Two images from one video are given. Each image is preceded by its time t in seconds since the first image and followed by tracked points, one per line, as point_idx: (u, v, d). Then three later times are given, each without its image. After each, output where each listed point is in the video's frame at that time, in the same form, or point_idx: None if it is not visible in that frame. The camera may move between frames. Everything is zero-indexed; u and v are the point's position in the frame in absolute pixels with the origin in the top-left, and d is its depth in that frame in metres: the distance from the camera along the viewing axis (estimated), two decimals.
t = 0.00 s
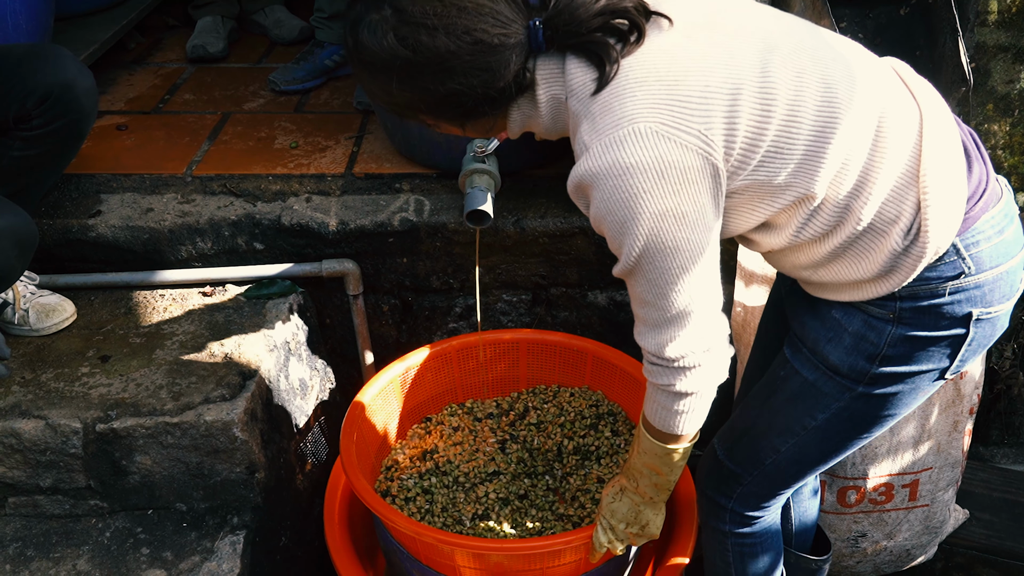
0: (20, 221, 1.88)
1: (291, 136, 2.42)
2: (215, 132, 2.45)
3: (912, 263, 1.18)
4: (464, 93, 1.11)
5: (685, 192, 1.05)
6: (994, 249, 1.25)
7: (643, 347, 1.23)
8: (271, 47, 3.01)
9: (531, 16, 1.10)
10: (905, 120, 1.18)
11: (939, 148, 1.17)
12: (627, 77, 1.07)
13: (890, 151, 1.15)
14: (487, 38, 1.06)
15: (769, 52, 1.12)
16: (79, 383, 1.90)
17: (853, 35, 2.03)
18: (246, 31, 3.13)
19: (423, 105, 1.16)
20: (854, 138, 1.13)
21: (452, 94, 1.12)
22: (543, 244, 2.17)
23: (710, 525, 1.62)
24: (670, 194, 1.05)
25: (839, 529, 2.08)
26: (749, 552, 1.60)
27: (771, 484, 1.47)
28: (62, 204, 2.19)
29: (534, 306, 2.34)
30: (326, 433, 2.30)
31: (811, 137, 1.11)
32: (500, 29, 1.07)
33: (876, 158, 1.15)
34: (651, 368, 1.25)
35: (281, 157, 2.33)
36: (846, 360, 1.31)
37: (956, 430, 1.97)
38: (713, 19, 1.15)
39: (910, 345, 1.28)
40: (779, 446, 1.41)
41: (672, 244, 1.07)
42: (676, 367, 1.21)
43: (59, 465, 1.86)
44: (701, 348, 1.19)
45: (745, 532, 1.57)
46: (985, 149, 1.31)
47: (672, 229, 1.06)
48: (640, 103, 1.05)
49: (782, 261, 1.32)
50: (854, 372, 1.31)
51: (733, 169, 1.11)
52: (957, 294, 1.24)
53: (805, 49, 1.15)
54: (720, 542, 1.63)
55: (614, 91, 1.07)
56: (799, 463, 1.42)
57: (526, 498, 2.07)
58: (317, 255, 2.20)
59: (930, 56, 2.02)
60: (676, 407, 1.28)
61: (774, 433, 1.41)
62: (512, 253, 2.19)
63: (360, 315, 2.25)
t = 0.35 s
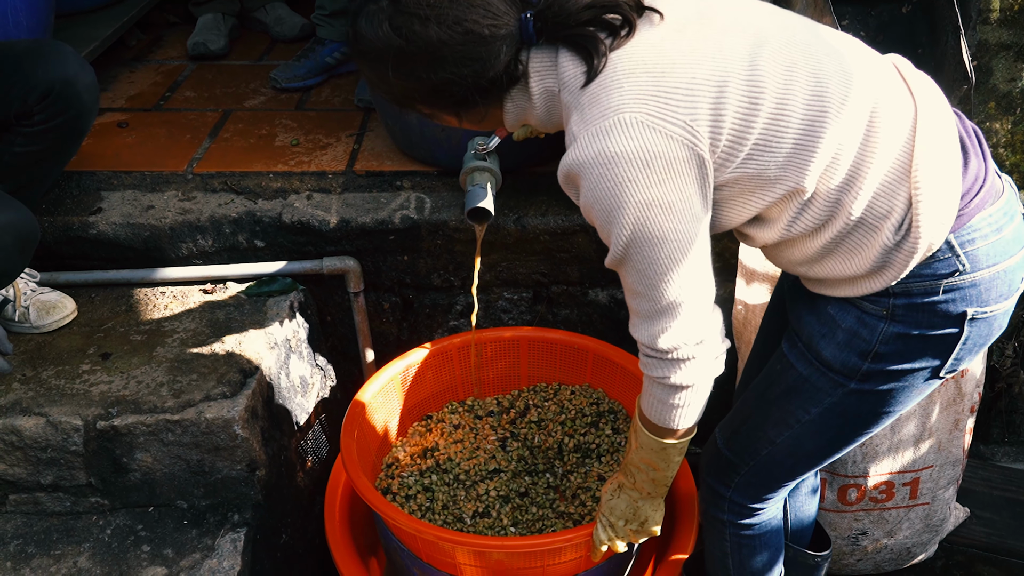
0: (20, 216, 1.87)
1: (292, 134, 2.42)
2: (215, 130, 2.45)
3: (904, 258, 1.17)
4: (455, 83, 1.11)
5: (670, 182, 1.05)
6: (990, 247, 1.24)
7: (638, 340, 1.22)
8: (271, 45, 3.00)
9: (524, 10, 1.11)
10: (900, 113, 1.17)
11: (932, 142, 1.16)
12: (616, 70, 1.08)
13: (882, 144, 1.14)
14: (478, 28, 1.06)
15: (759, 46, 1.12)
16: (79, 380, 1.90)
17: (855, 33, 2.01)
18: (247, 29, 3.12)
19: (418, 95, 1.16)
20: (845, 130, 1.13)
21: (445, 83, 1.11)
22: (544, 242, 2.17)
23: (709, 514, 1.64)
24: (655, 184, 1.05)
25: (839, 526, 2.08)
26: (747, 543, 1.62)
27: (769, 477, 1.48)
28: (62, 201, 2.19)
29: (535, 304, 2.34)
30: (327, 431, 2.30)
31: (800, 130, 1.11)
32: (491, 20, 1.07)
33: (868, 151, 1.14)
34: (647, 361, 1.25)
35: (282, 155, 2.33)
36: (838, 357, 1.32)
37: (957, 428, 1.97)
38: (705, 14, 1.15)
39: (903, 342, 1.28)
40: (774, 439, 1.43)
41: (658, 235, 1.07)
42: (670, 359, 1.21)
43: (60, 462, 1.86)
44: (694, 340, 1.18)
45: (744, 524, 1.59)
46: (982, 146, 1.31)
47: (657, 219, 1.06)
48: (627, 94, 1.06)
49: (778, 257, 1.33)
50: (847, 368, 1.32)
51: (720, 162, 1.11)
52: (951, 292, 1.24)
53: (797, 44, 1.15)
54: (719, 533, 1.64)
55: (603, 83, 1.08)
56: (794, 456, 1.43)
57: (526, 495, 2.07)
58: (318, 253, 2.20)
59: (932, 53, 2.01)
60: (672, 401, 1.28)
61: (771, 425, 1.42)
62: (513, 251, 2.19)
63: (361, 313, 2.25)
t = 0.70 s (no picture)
0: (17, 212, 1.87)
1: (291, 128, 2.41)
2: (214, 124, 2.44)
3: (917, 263, 1.17)
4: (458, 81, 1.10)
5: (678, 185, 1.05)
6: (1006, 251, 1.24)
7: (640, 342, 1.23)
8: (270, 39, 2.99)
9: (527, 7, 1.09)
10: (913, 115, 1.16)
11: (946, 144, 1.15)
12: (622, 70, 1.07)
13: (895, 148, 1.14)
14: (481, 25, 1.05)
15: (769, 46, 1.11)
16: (77, 375, 1.90)
17: (856, 28, 1.97)
18: (245, 22, 3.11)
19: (420, 94, 1.15)
20: (857, 134, 1.12)
21: (446, 81, 1.11)
22: (544, 236, 2.16)
23: (717, 521, 1.63)
24: (662, 186, 1.04)
25: (839, 522, 2.08)
26: (756, 550, 1.61)
27: (778, 484, 1.47)
28: (60, 195, 2.19)
29: (534, 298, 2.33)
30: (326, 426, 2.30)
31: (811, 132, 1.10)
32: (495, 17, 1.06)
33: (880, 154, 1.14)
34: (648, 363, 1.25)
35: (281, 149, 2.32)
36: (849, 363, 1.32)
37: (956, 424, 1.97)
38: (713, 13, 1.14)
39: (914, 348, 1.27)
40: (784, 445, 1.42)
41: (665, 238, 1.06)
42: (673, 363, 1.21)
43: (58, 457, 1.86)
44: (696, 345, 1.18)
45: (753, 530, 1.58)
46: (999, 149, 1.30)
47: (664, 221, 1.05)
48: (634, 95, 1.05)
49: (787, 260, 1.32)
50: (857, 375, 1.31)
51: (729, 164, 1.10)
52: (964, 297, 1.24)
53: (807, 43, 1.14)
54: (727, 539, 1.63)
55: (610, 82, 1.07)
56: (805, 464, 1.43)
57: (525, 490, 2.07)
58: (316, 247, 2.19)
59: (933, 47, 1.99)
60: (674, 404, 1.27)
61: (781, 432, 1.42)
62: (512, 246, 2.19)
63: (360, 307, 2.24)
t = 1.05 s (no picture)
0: (18, 200, 1.86)
1: (289, 115, 2.40)
2: (211, 111, 2.42)
3: (940, 266, 1.16)
4: (466, 82, 1.08)
5: (701, 190, 1.04)
6: None
7: (649, 344, 1.24)
8: (268, 25, 2.97)
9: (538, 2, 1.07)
10: (937, 112, 1.16)
11: (971, 143, 1.14)
12: (643, 69, 1.05)
13: (919, 148, 1.13)
14: (491, 24, 1.03)
15: (793, 42, 1.09)
16: (75, 363, 1.89)
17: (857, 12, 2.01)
18: (243, 8, 3.09)
19: (426, 96, 1.13)
20: (881, 134, 1.11)
21: (455, 83, 1.09)
22: (543, 225, 2.15)
23: (724, 518, 1.63)
24: (686, 192, 1.03)
25: (838, 509, 2.08)
26: (761, 546, 1.61)
27: (787, 483, 1.47)
28: (57, 183, 2.18)
29: (533, 286, 2.33)
30: (325, 414, 2.30)
31: (835, 133, 1.10)
32: (503, 14, 1.04)
33: (905, 154, 1.13)
34: (656, 364, 1.27)
35: (279, 136, 2.30)
36: (865, 365, 1.30)
37: (956, 412, 1.97)
38: (734, 8, 1.12)
39: (932, 350, 1.26)
40: (795, 447, 1.41)
41: (686, 244, 1.06)
42: (684, 367, 1.23)
43: (57, 446, 1.85)
44: (709, 351, 1.20)
45: (761, 527, 1.58)
46: (1020, 145, 1.29)
47: (686, 228, 1.05)
48: (657, 97, 1.03)
49: (802, 259, 1.31)
50: (874, 377, 1.30)
51: (753, 166, 1.09)
52: (985, 299, 1.23)
53: (830, 38, 1.12)
54: (734, 535, 1.63)
55: (631, 82, 1.05)
56: (817, 463, 1.43)
57: (524, 478, 2.06)
58: (315, 235, 2.18)
59: (935, 34, 1.96)
60: (679, 404, 1.29)
61: (792, 433, 1.41)
62: (511, 234, 2.18)
63: (359, 296, 2.22)
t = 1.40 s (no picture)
0: (8, 177, 1.84)
1: (284, 93, 2.37)
2: (206, 89, 2.40)
3: (943, 246, 1.15)
4: (457, 83, 1.06)
5: (702, 181, 1.02)
6: None
7: (654, 335, 1.23)
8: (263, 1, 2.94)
9: None
10: (937, 88, 1.13)
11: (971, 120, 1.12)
12: (635, 60, 1.03)
13: (921, 127, 1.11)
14: (477, 21, 1.01)
15: (787, 26, 1.07)
16: (72, 343, 1.89)
17: None
18: None
19: (416, 103, 1.11)
20: (883, 115, 1.09)
21: (446, 85, 1.06)
22: (541, 202, 2.14)
23: (723, 500, 1.62)
24: (686, 184, 1.02)
25: (836, 487, 2.09)
26: (758, 526, 1.61)
27: (786, 465, 1.47)
28: (51, 161, 2.16)
29: (532, 265, 2.32)
30: (324, 393, 2.30)
31: (835, 116, 1.08)
32: (489, 10, 1.02)
33: (906, 134, 1.11)
34: (661, 354, 1.26)
35: (275, 114, 2.28)
36: (867, 348, 1.29)
37: (955, 389, 1.96)
38: None
39: (935, 332, 1.26)
40: (795, 430, 1.41)
41: (688, 236, 1.05)
42: (689, 357, 1.21)
43: (54, 425, 1.85)
44: (713, 339, 1.19)
45: (759, 508, 1.58)
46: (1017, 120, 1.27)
47: (688, 220, 1.04)
48: (652, 87, 1.01)
49: (803, 243, 1.29)
50: (876, 359, 1.29)
51: (753, 153, 1.07)
52: (988, 278, 1.22)
53: (824, 19, 1.10)
54: (731, 516, 1.63)
55: (624, 73, 1.03)
56: (817, 444, 1.42)
57: (523, 456, 2.06)
58: (312, 214, 2.17)
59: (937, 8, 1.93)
60: (685, 392, 1.28)
61: (793, 417, 1.40)
62: (508, 212, 2.17)
63: (357, 275, 2.20)
